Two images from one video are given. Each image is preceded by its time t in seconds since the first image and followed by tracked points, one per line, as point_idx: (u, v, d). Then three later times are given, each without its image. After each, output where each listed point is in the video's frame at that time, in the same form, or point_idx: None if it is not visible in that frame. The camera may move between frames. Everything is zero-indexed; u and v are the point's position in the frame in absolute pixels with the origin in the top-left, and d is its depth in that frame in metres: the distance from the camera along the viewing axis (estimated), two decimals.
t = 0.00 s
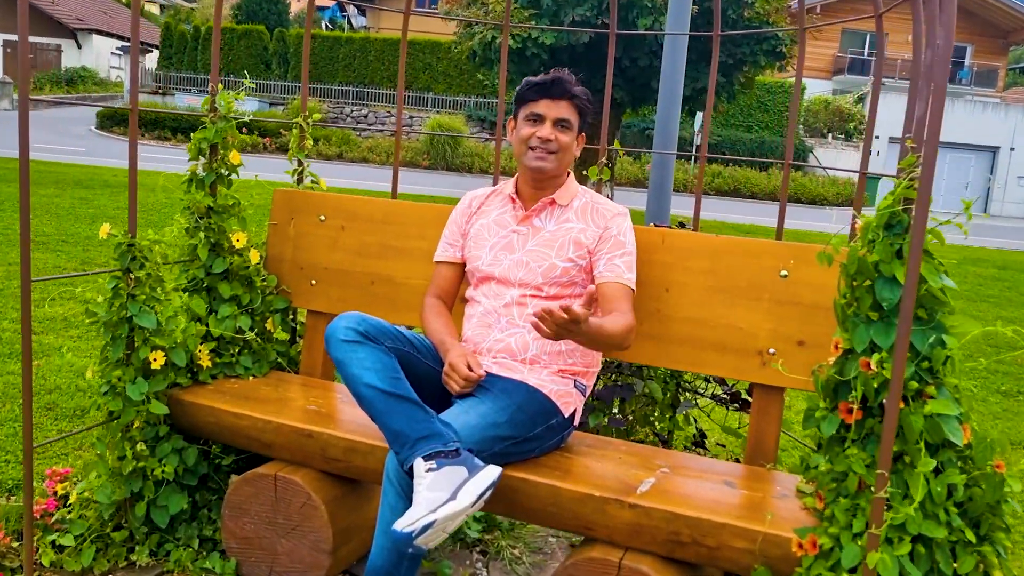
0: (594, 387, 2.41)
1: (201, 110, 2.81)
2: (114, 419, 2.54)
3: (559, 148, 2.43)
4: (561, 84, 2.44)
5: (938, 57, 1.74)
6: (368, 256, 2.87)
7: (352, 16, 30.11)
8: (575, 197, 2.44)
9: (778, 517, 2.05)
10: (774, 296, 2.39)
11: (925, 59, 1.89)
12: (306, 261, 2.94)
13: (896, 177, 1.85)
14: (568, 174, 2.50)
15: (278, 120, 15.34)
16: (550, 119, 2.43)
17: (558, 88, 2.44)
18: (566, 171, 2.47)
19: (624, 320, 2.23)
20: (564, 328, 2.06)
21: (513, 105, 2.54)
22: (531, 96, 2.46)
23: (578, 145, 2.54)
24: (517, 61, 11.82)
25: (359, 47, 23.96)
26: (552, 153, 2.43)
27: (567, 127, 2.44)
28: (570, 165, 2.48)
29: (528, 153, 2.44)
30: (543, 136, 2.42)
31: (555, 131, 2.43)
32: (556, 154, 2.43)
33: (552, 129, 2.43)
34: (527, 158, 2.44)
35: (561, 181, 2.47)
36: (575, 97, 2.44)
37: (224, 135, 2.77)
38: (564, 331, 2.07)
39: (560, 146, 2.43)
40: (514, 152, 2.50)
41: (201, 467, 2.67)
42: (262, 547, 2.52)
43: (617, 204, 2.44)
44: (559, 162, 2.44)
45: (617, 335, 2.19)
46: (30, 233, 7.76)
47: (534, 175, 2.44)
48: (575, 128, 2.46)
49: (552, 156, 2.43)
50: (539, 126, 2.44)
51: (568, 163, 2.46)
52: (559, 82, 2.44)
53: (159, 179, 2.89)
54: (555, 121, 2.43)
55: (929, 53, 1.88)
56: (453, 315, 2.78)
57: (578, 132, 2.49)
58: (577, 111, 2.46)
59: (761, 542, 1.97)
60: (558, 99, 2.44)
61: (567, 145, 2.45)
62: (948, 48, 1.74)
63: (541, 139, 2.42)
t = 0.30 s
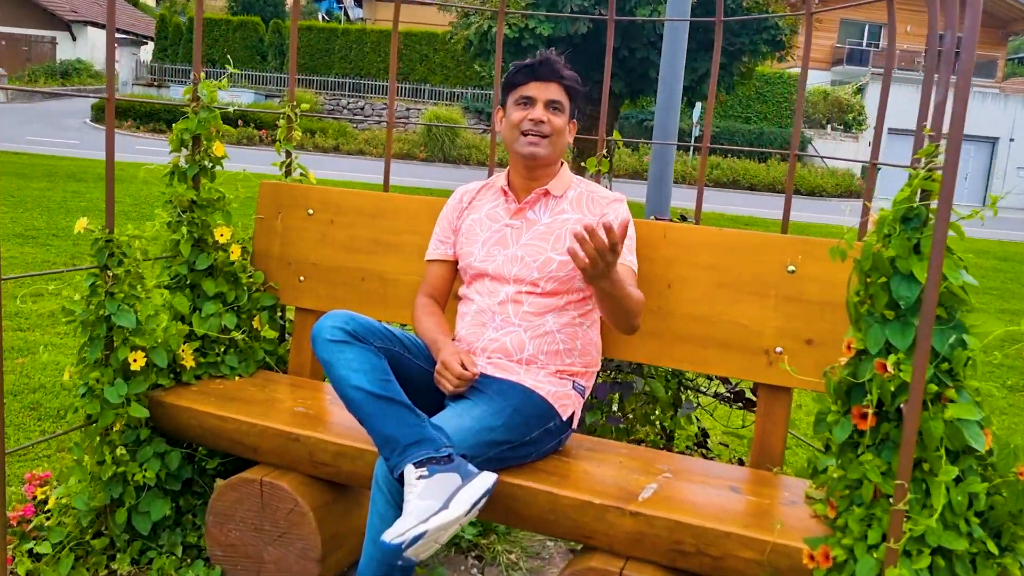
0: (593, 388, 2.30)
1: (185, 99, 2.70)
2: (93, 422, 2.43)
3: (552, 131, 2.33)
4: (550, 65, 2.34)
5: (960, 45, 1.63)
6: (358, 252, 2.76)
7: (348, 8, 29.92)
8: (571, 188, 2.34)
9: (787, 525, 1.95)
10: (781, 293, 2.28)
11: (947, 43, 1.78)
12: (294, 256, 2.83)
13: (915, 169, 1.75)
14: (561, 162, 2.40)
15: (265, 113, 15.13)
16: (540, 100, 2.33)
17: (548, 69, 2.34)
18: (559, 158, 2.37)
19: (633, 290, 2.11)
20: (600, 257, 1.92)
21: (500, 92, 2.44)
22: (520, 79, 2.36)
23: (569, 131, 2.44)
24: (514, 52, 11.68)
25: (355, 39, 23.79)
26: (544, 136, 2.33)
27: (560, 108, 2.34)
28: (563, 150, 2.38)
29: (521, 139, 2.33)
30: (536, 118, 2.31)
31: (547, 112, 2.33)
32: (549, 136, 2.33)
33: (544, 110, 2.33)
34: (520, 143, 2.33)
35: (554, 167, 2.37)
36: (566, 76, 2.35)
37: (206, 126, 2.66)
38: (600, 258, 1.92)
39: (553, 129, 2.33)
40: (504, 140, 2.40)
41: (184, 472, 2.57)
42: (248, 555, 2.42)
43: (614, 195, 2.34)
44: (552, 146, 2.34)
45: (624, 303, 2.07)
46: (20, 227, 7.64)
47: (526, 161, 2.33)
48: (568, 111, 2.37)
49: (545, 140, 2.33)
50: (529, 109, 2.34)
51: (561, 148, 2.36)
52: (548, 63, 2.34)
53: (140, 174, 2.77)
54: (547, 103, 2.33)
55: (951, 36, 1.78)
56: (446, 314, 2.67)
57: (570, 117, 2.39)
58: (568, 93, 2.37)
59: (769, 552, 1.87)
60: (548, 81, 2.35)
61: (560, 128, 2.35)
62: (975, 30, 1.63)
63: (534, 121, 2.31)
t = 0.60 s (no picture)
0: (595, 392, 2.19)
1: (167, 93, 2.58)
2: (70, 431, 2.32)
3: (539, 117, 2.22)
4: (530, 51, 2.25)
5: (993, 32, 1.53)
6: (350, 252, 2.64)
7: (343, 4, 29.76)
8: (567, 180, 2.22)
9: (802, 539, 1.84)
10: (791, 292, 2.18)
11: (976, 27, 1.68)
12: (283, 256, 2.72)
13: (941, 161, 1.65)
14: (554, 154, 2.29)
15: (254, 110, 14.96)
16: (524, 87, 2.23)
17: (528, 55, 2.25)
18: (550, 147, 2.26)
19: (646, 256, 1.97)
20: (632, 192, 1.78)
21: (484, 86, 2.36)
22: (501, 68, 2.27)
23: (560, 118, 2.33)
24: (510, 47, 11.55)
25: (350, 34, 23.65)
26: (531, 122, 2.22)
27: (545, 94, 2.23)
28: (553, 137, 2.27)
29: (508, 128, 2.23)
30: (522, 105, 2.21)
31: (532, 97, 2.23)
32: (537, 122, 2.22)
33: (529, 96, 2.23)
34: (506, 134, 2.23)
35: (546, 155, 2.25)
36: (547, 60, 2.25)
37: (189, 120, 2.55)
38: (631, 192, 1.77)
39: (540, 115, 2.22)
40: (492, 134, 2.30)
41: (168, 482, 2.47)
42: (235, 570, 2.30)
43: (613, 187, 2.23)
44: (542, 132, 2.23)
45: (640, 265, 1.94)
46: (10, 226, 7.51)
47: (516, 151, 2.23)
48: (555, 96, 2.26)
49: (532, 126, 2.22)
50: (514, 97, 2.24)
51: (551, 134, 2.25)
52: (528, 48, 2.26)
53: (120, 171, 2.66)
54: (531, 88, 2.23)
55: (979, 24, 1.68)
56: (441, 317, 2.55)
57: (557, 103, 2.29)
58: (553, 78, 2.27)
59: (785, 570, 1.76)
60: (530, 67, 2.25)
61: (548, 114, 2.24)
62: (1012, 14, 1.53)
63: (519, 107, 2.21)
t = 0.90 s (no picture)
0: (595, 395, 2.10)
1: (146, 92, 2.49)
2: (49, 442, 2.23)
3: (516, 111, 2.13)
4: (496, 44, 2.17)
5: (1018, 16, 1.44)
6: (340, 253, 2.55)
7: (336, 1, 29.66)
8: (561, 175, 2.14)
9: (814, 552, 1.76)
10: (798, 293, 2.10)
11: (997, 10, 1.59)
12: (271, 259, 2.63)
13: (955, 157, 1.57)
14: (542, 146, 2.20)
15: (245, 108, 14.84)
16: (495, 83, 2.15)
17: (494, 49, 2.17)
18: (533, 140, 2.17)
19: (651, 233, 1.88)
20: (635, 154, 1.73)
21: (461, 88, 2.28)
22: (471, 68, 2.20)
23: (545, 107, 2.22)
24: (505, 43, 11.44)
25: (344, 31, 23.53)
26: (508, 117, 2.13)
27: (520, 85, 2.14)
28: (538, 128, 2.17)
29: (487, 128, 2.14)
30: (497, 100, 2.12)
31: (506, 91, 2.14)
32: (513, 115, 2.12)
33: (502, 90, 2.14)
34: (486, 134, 2.15)
35: (530, 148, 2.16)
36: (516, 50, 2.16)
37: (170, 118, 2.45)
38: (639, 149, 1.72)
39: (518, 108, 2.13)
40: (474, 134, 2.22)
41: (153, 494, 2.38)
42: None
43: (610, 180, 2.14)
44: (521, 123, 2.13)
45: (644, 246, 1.86)
46: None
47: (497, 149, 2.14)
48: (531, 85, 2.16)
49: (510, 120, 2.12)
50: (488, 95, 2.16)
51: (532, 126, 2.15)
52: (494, 42, 2.17)
53: (100, 171, 2.57)
54: (503, 81, 2.14)
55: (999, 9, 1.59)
56: (434, 319, 2.47)
57: (537, 92, 2.18)
58: (526, 66, 2.17)
59: None
60: (499, 61, 2.16)
61: (527, 105, 2.14)
62: None
63: (493, 104, 2.12)
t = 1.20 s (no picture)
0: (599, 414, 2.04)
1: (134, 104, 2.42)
2: (36, 467, 2.17)
3: (503, 123, 2.08)
4: (478, 55, 2.13)
5: None
6: (335, 267, 2.48)
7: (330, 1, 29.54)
8: (558, 186, 2.08)
9: None
10: (807, 305, 2.03)
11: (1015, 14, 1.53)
12: (264, 273, 2.56)
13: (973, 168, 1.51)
14: (536, 156, 2.14)
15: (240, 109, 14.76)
16: (480, 95, 2.10)
17: (477, 60, 2.12)
18: (526, 151, 2.11)
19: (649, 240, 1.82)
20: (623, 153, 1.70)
21: (450, 103, 2.24)
22: (457, 81, 2.16)
23: (538, 115, 2.17)
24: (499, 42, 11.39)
25: (338, 31, 23.46)
26: (495, 130, 2.08)
27: (505, 94, 2.09)
28: (530, 137, 2.11)
29: (476, 144, 2.10)
30: (482, 113, 2.08)
31: (492, 102, 2.09)
32: (501, 127, 2.07)
33: (488, 101, 2.09)
34: (475, 150, 2.10)
35: (521, 159, 2.11)
36: (499, 59, 2.12)
37: (160, 130, 2.40)
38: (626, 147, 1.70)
39: (505, 118, 2.08)
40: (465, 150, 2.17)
41: (145, 517, 2.32)
42: None
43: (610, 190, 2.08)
44: (510, 135, 2.08)
45: (642, 253, 1.80)
46: None
47: (487, 163, 2.09)
48: (519, 94, 2.11)
49: (498, 133, 2.07)
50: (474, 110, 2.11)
51: (521, 135, 2.09)
52: (475, 53, 2.13)
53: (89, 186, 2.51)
54: (488, 93, 2.10)
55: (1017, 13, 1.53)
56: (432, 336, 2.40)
57: (525, 100, 2.13)
58: (511, 75, 2.12)
59: None
60: (483, 72, 2.12)
61: (514, 114, 2.09)
62: None
63: (479, 117, 2.08)
